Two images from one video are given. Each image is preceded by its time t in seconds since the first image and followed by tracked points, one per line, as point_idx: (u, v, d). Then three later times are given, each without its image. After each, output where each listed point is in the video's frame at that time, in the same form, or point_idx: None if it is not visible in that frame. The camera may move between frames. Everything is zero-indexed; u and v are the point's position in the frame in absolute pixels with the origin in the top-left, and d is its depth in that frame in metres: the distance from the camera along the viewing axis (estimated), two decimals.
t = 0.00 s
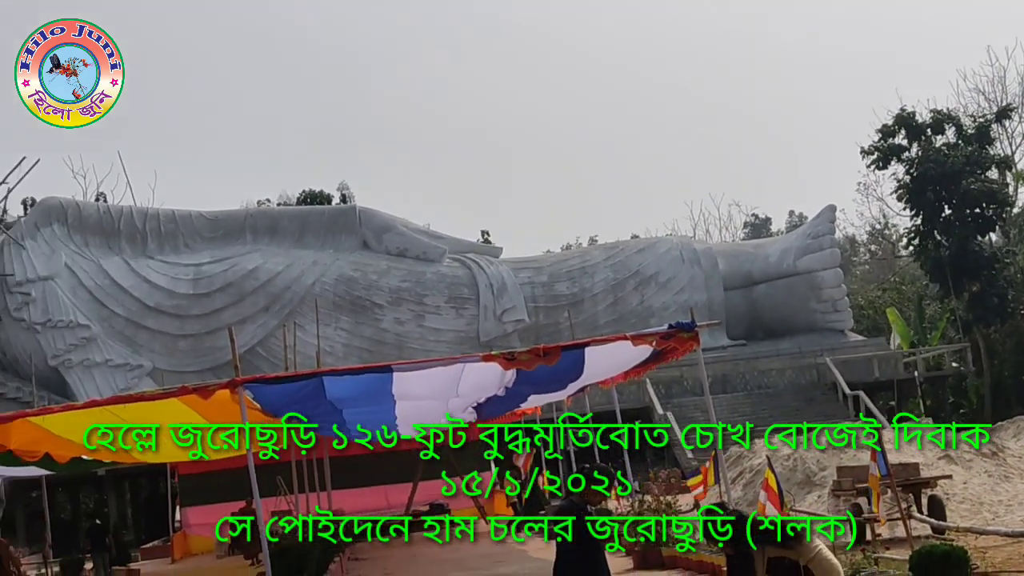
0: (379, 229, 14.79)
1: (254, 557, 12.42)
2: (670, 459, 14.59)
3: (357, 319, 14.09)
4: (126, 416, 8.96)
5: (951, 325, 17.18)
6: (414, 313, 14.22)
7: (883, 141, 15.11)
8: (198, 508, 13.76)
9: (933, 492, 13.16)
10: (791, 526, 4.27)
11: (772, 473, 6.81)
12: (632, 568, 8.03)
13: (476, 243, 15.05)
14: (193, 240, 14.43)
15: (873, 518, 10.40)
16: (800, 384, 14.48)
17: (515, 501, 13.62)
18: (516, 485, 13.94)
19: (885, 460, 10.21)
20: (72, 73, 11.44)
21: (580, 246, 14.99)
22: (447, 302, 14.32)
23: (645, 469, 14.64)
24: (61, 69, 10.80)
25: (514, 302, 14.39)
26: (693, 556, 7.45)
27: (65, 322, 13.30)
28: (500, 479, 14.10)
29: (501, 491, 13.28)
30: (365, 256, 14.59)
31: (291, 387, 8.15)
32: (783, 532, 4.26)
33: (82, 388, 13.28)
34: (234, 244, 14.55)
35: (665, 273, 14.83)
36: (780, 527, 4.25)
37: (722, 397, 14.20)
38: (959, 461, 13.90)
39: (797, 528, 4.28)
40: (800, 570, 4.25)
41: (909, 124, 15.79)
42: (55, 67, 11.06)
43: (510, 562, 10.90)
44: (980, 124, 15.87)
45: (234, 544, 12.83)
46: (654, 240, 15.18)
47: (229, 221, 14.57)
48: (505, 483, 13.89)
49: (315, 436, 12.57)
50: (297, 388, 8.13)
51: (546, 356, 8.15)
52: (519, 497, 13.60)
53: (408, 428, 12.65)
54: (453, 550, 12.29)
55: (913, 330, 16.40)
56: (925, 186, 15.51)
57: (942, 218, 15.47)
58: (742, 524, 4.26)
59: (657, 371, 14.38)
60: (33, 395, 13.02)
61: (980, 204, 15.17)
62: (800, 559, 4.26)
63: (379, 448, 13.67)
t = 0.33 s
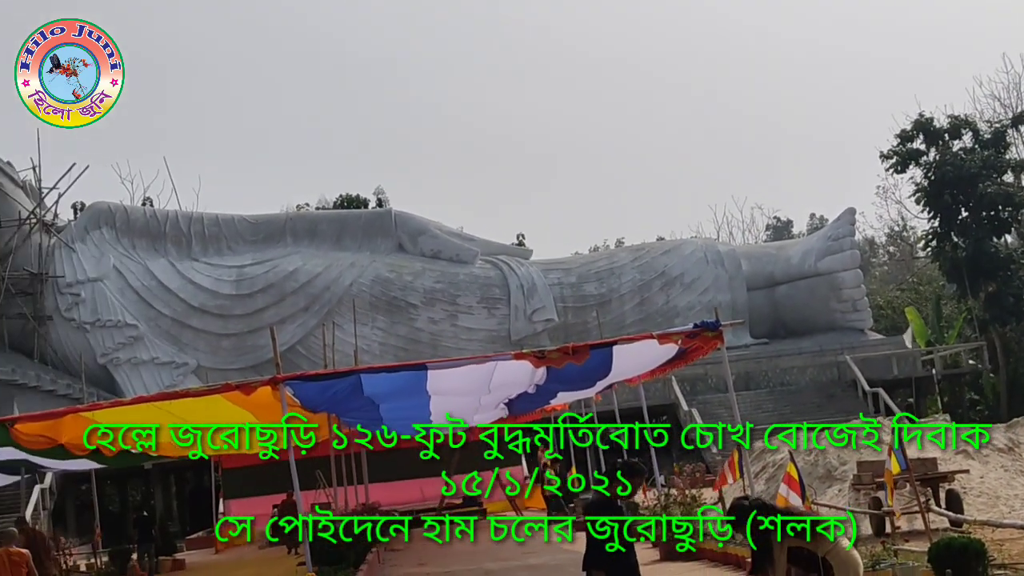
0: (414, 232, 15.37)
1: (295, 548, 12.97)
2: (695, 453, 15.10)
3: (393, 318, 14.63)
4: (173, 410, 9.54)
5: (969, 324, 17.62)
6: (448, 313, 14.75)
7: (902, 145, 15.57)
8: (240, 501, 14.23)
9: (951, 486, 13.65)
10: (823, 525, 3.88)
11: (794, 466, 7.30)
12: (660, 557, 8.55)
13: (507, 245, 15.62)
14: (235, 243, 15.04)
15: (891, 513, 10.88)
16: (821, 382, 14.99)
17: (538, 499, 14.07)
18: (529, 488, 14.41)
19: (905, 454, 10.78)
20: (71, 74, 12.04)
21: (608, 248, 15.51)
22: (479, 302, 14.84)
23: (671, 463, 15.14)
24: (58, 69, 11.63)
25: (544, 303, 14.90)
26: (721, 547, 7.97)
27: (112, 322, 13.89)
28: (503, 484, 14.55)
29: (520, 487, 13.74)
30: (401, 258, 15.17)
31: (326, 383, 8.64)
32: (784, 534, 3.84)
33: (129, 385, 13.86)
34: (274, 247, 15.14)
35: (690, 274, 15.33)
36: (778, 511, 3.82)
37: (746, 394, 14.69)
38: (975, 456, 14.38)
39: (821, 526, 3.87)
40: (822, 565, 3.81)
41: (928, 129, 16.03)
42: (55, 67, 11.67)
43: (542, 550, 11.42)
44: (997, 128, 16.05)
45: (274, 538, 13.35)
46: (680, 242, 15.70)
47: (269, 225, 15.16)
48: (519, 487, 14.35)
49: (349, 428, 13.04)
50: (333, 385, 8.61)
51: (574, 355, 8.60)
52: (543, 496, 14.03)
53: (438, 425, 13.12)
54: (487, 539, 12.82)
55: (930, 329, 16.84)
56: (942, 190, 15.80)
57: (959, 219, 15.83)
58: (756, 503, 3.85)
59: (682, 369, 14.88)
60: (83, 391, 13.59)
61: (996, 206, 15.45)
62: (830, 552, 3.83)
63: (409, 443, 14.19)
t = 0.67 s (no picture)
0: (443, 234, 16.05)
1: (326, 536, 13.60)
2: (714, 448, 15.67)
3: (423, 317, 15.24)
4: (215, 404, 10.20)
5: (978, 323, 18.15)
6: (475, 312, 15.35)
7: (914, 150, 16.08)
8: (277, 492, 15.06)
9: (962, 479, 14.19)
10: (831, 528, 4.15)
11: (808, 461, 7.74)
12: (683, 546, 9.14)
13: (531, 246, 16.24)
14: (272, 246, 15.76)
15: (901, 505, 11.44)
16: (835, 378, 15.51)
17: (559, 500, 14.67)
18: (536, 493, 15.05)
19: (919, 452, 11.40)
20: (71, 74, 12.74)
21: (630, 249, 16.10)
22: (505, 301, 15.43)
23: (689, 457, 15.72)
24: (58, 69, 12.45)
25: (568, 302, 15.49)
26: (740, 536, 8.55)
27: (155, 321, 14.53)
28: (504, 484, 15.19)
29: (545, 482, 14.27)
30: (430, 260, 15.80)
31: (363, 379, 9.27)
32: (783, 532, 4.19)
33: (170, 382, 14.50)
34: (310, 249, 15.87)
35: (708, 275, 15.89)
36: (781, 513, 4.14)
37: (763, 390, 15.25)
38: (985, 450, 14.93)
39: (836, 521, 4.14)
40: (837, 551, 4.19)
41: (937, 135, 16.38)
42: (58, 68, 12.43)
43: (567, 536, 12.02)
44: (1006, 134, 16.49)
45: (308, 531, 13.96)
46: (699, 244, 16.27)
47: (305, 228, 15.91)
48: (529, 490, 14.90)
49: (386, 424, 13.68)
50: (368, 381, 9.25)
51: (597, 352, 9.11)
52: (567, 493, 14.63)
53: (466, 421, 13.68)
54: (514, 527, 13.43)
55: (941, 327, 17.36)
56: (953, 193, 16.33)
57: (969, 221, 16.30)
58: (778, 496, 4.12)
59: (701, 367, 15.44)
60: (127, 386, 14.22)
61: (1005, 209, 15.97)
62: (837, 540, 4.17)
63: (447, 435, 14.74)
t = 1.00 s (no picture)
0: (464, 236, 16.62)
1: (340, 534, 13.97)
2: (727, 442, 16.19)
3: (445, 317, 15.77)
4: (249, 399, 10.76)
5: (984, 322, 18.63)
6: (496, 311, 15.87)
7: (922, 153, 16.52)
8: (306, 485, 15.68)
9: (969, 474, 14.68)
10: (832, 527, 4.29)
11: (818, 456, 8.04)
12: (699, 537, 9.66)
13: (550, 248, 16.76)
14: (301, 248, 16.35)
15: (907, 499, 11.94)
16: (845, 375, 16.02)
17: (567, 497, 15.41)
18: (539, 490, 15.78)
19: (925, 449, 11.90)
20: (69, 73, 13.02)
21: (646, 250, 16.62)
22: (525, 301, 15.94)
23: (704, 451, 16.24)
24: (62, 70, 12.66)
25: (586, 302, 15.99)
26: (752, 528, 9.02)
27: (188, 320, 15.09)
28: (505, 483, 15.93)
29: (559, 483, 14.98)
30: (452, 261, 16.35)
31: (389, 377, 9.85)
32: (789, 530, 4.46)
33: (203, 379, 15.07)
34: (336, 251, 16.45)
35: (722, 275, 16.38)
36: (781, 511, 4.38)
37: (775, 387, 15.75)
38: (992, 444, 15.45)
39: (837, 521, 4.26)
40: (842, 552, 4.28)
41: (946, 138, 16.90)
42: (58, 67, 12.46)
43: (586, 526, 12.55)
44: (1012, 137, 16.92)
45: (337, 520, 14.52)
46: (712, 245, 16.77)
47: (332, 231, 16.52)
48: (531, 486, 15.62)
49: (409, 421, 14.26)
50: (394, 379, 9.83)
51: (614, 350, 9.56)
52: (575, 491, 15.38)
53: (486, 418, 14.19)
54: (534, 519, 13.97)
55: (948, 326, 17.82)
56: (960, 195, 16.71)
57: (975, 223, 16.70)
58: (787, 494, 4.32)
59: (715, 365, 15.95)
60: (160, 382, 14.77)
61: (1011, 210, 16.38)
62: (836, 540, 4.27)
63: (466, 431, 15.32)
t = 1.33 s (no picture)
0: (487, 238, 17.26)
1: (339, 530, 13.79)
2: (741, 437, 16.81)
3: (469, 316, 16.42)
4: (284, 394, 11.41)
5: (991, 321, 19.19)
6: (518, 311, 16.50)
7: (930, 157, 17.06)
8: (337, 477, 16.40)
9: (975, 467, 15.25)
10: (831, 527, 4.40)
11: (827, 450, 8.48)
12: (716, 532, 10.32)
13: (570, 249, 17.38)
14: (330, 249, 17.04)
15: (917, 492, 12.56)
16: (855, 372, 16.60)
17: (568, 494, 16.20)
18: (533, 489, 16.53)
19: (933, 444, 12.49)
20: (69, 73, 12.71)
21: (663, 251, 17.23)
22: (546, 301, 16.56)
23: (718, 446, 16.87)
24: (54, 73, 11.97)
25: (604, 302, 16.62)
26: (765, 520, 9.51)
27: (223, 320, 15.77)
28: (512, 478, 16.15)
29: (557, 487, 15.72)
30: (476, 262, 16.99)
31: (418, 373, 10.48)
32: (793, 530, 4.71)
33: (237, 376, 15.75)
34: (364, 253, 17.13)
35: (736, 276, 16.98)
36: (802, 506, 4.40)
37: (787, 383, 16.35)
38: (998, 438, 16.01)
39: (837, 521, 4.37)
40: (841, 550, 4.42)
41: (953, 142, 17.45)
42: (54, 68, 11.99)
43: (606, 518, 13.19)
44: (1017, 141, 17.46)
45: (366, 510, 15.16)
46: (727, 246, 17.36)
47: (360, 233, 17.17)
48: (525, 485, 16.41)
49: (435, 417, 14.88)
50: (423, 376, 10.46)
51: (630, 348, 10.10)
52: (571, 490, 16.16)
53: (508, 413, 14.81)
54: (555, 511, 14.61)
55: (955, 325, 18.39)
56: (967, 198, 17.25)
57: (981, 225, 17.26)
58: (803, 485, 4.36)
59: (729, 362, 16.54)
60: (198, 379, 15.41)
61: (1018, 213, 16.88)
62: (834, 540, 4.40)
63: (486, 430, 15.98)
